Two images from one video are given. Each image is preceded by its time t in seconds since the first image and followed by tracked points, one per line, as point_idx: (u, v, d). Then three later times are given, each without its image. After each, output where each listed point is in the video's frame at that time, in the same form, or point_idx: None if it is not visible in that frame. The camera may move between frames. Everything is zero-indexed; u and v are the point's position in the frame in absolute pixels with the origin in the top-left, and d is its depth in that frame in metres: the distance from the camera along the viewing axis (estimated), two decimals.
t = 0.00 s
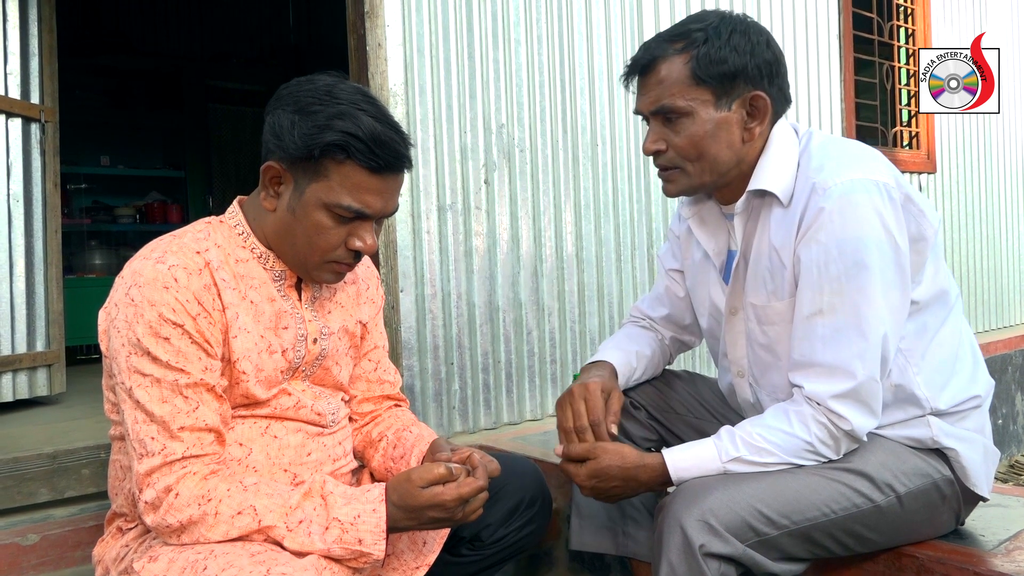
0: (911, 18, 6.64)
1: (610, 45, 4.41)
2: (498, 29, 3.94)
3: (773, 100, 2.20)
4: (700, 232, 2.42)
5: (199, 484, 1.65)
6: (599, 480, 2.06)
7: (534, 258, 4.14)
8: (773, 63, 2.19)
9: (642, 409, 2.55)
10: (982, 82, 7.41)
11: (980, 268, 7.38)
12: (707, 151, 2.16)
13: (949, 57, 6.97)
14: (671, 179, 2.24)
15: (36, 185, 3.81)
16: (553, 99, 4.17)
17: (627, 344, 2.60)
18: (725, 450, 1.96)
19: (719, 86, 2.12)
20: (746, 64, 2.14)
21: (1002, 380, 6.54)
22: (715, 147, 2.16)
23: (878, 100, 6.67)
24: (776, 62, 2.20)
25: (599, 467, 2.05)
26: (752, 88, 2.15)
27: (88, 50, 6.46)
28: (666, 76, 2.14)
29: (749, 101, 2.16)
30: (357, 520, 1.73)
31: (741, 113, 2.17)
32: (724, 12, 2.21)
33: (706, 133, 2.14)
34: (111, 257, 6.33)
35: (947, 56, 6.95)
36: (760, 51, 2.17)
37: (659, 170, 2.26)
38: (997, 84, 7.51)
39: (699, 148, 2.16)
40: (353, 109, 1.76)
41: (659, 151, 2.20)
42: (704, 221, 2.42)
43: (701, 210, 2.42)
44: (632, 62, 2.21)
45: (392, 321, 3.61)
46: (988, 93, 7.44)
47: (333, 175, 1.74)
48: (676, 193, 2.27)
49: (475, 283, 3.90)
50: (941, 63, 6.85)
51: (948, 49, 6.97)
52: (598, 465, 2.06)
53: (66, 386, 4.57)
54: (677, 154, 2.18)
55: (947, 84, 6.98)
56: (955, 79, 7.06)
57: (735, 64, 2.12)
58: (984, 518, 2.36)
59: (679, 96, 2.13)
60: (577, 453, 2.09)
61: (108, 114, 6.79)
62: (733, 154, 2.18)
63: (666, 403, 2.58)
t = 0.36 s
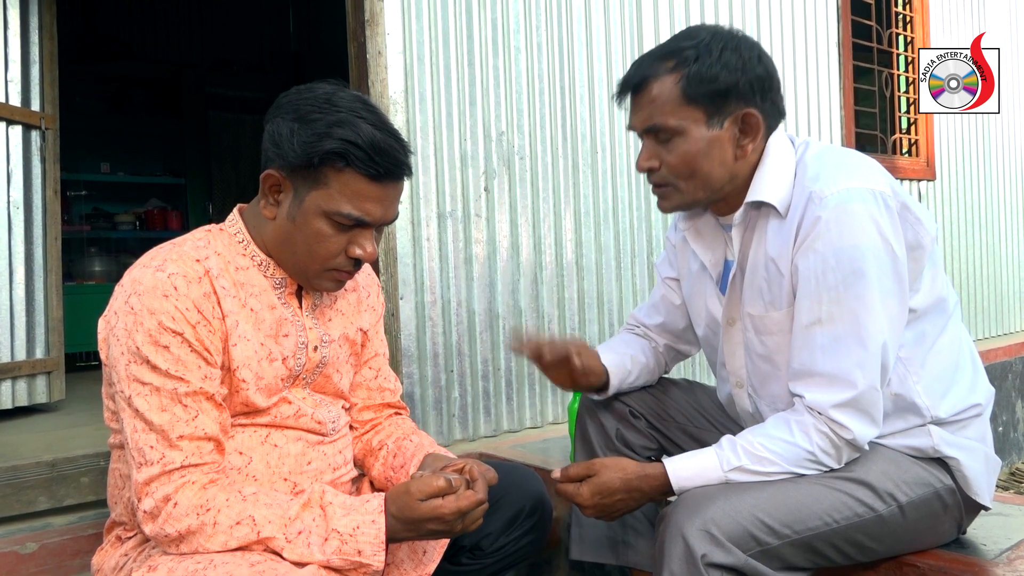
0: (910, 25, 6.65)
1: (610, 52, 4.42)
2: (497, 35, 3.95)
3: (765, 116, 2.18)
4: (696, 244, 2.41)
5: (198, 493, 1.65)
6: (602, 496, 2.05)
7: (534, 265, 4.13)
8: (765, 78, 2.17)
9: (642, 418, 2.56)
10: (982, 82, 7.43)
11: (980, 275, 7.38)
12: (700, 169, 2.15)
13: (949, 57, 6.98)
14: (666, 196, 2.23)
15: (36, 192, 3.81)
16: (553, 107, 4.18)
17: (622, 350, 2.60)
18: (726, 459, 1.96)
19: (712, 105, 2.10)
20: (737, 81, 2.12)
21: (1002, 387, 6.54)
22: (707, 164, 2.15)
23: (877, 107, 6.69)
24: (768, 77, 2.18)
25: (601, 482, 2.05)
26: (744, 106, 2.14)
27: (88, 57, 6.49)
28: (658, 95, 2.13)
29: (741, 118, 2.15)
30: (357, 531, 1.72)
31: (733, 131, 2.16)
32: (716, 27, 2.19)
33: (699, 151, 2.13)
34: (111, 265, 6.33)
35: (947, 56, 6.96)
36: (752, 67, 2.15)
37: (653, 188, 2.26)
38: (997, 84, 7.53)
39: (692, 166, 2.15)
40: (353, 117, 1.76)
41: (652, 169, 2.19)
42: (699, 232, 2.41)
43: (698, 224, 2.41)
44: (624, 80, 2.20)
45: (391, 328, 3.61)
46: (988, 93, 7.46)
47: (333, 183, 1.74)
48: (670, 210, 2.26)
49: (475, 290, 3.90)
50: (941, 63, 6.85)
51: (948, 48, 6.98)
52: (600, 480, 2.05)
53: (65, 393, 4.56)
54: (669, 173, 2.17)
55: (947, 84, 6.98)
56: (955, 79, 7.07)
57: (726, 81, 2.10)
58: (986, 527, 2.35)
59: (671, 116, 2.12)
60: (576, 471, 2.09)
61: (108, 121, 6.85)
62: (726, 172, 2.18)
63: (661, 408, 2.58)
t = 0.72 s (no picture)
0: (910, 28, 6.66)
1: (611, 56, 4.42)
2: (498, 39, 3.96)
3: (736, 151, 2.13)
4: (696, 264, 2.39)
5: (200, 497, 1.65)
6: (604, 502, 2.04)
7: (536, 269, 4.14)
8: (728, 114, 2.10)
9: (643, 421, 2.56)
10: (982, 83, 7.42)
11: (981, 278, 7.37)
12: (682, 219, 2.14)
13: (949, 57, 6.97)
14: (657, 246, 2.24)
15: (39, 197, 3.82)
16: (553, 111, 4.18)
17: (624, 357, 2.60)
18: (730, 464, 1.96)
19: (679, 158, 2.06)
20: (700, 128, 2.06)
21: (1005, 390, 6.53)
22: (688, 212, 2.13)
23: (878, 110, 6.69)
24: (731, 112, 2.11)
25: (604, 487, 2.04)
26: (712, 150, 2.09)
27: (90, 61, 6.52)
28: (624, 159, 2.09)
29: (712, 162, 2.11)
30: (358, 535, 1.72)
31: (707, 175, 2.12)
32: (670, 72, 2.13)
33: (677, 203, 2.11)
34: (113, 269, 6.34)
35: (947, 56, 6.95)
36: (712, 110, 2.08)
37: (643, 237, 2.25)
38: (997, 84, 7.53)
39: (673, 217, 2.14)
40: (355, 123, 1.77)
41: (637, 223, 2.18)
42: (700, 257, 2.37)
43: (699, 251, 2.36)
44: (592, 143, 2.17)
45: (393, 332, 3.61)
46: (988, 94, 7.45)
47: (335, 189, 1.74)
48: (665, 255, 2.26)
49: (477, 294, 3.90)
50: (941, 63, 6.85)
51: (948, 50, 6.97)
52: (603, 485, 2.05)
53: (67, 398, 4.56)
54: (655, 225, 2.17)
55: (947, 85, 6.98)
56: (955, 79, 7.06)
57: (689, 133, 2.05)
58: (988, 531, 2.35)
59: (642, 176, 2.09)
60: (578, 476, 2.08)
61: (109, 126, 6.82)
62: (708, 215, 2.16)
63: (655, 406, 2.59)
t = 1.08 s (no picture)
0: (911, 28, 6.66)
1: (611, 57, 4.43)
2: (499, 41, 3.96)
3: (735, 145, 2.15)
4: (694, 262, 2.39)
5: (203, 499, 1.66)
6: (604, 488, 2.06)
7: (537, 270, 4.14)
8: (727, 109, 2.13)
9: (645, 422, 2.57)
10: (982, 81, 7.39)
11: (983, 278, 7.37)
12: (680, 212, 2.15)
13: (949, 56, 6.97)
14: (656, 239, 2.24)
15: (41, 201, 3.83)
16: (554, 113, 4.19)
17: (625, 357, 2.60)
18: (730, 462, 1.96)
19: (679, 150, 2.08)
20: (699, 121, 2.08)
21: (1007, 390, 6.53)
22: (686, 205, 2.14)
23: (878, 111, 6.69)
24: (729, 108, 2.13)
25: (605, 476, 2.05)
26: (710, 143, 2.11)
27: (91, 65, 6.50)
28: (623, 150, 2.10)
29: (711, 154, 2.12)
30: (361, 534, 1.73)
31: (706, 167, 2.13)
32: (669, 67, 2.16)
33: (675, 195, 2.12)
34: (115, 272, 6.35)
35: (947, 56, 6.95)
36: (711, 103, 2.11)
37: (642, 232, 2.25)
38: (997, 83, 7.50)
39: (672, 210, 2.15)
40: (356, 124, 1.77)
41: (635, 217, 2.19)
42: (697, 254, 2.37)
43: (696, 247, 2.36)
44: (591, 135, 2.18)
45: (395, 334, 3.62)
46: (988, 93, 7.42)
47: (337, 190, 1.75)
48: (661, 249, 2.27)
49: (478, 295, 3.91)
50: (941, 63, 6.85)
51: (948, 49, 6.97)
52: (605, 474, 2.05)
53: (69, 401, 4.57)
54: (653, 218, 2.17)
55: (947, 84, 6.97)
56: (955, 78, 7.05)
57: (688, 124, 2.07)
58: (990, 530, 2.35)
59: (641, 167, 2.10)
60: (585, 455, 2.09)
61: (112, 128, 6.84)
62: (706, 210, 2.17)
63: (659, 408, 2.59)
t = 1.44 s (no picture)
0: (911, 30, 6.67)
1: (613, 58, 4.43)
2: (500, 42, 3.97)
3: (741, 144, 2.14)
4: (696, 261, 2.39)
5: (207, 498, 1.66)
6: (605, 490, 2.06)
7: (538, 271, 4.14)
8: (734, 107, 2.13)
9: (646, 424, 2.58)
10: (981, 83, 7.37)
11: (984, 280, 7.37)
12: (684, 209, 2.15)
13: (949, 57, 6.96)
14: (657, 234, 2.24)
15: (42, 201, 3.83)
16: (555, 114, 4.19)
17: (629, 361, 2.60)
18: (732, 464, 1.96)
19: (684, 145, 2.08)
20: (706, 117, 2.09)
21: (1008, 392, 6.53)
22: (691, 203, 2.15)
23: (879, 112, 6.69)
24: (737, 106, 2.14)
25: (606, 477, 2.05)
26: (718, 139, 2.11)
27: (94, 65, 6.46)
28: (630, 143, 2.11)
29: (717, 151, 2.13)
30: (366, 531, 1.73)
31: (711, 164, 2.14)
32: (678, 64, 2.17)
33: (680, 191, 2.12)
34: (116, 272, 6.35)
35: (947, 56, 6.94)
36: (719, 100, 2.11)
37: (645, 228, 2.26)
38: (997, 84, 7.49)
39: (675, 206, 2.15)
40: (350, 108, 1.78)
41: (639, 213, 2.20)
42: (699, 253, 2.37)
43: (696, 248, 2.37)
44: (598, 129, 2.19)
45: (396, 334, 3.62)
46: (988, 94, 7.41)
47: (338, 171, 1.75)
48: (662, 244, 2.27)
49: (479, 296, 3.91)
50: (941, 63, 6.84)
51: (948, 49, 6.96)
52: (606, 475, 2.05)
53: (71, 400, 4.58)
54: (657, 214, 2.18)
55: (947, 85, 6.96)
56: (955, 79, 7.04)
57: (695, 120, 2.07)
58: (990, 531, 2.35)
59: (647, 161, 2.10)
60: (588, 459, 2.09)
61: (112, 128, 6.73)
62: (711, 207, 2.17)
63: (660, 410, 2.60)
